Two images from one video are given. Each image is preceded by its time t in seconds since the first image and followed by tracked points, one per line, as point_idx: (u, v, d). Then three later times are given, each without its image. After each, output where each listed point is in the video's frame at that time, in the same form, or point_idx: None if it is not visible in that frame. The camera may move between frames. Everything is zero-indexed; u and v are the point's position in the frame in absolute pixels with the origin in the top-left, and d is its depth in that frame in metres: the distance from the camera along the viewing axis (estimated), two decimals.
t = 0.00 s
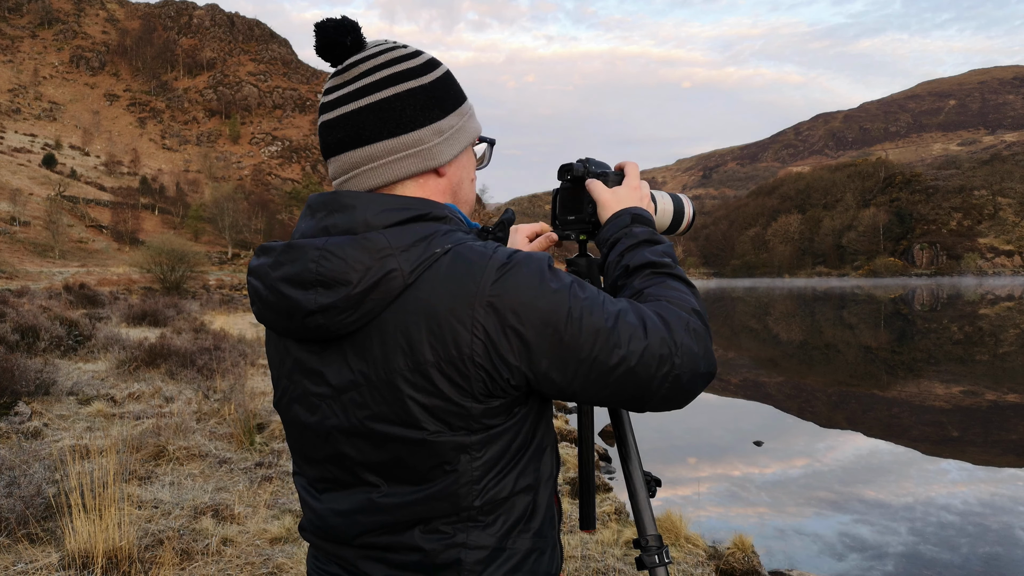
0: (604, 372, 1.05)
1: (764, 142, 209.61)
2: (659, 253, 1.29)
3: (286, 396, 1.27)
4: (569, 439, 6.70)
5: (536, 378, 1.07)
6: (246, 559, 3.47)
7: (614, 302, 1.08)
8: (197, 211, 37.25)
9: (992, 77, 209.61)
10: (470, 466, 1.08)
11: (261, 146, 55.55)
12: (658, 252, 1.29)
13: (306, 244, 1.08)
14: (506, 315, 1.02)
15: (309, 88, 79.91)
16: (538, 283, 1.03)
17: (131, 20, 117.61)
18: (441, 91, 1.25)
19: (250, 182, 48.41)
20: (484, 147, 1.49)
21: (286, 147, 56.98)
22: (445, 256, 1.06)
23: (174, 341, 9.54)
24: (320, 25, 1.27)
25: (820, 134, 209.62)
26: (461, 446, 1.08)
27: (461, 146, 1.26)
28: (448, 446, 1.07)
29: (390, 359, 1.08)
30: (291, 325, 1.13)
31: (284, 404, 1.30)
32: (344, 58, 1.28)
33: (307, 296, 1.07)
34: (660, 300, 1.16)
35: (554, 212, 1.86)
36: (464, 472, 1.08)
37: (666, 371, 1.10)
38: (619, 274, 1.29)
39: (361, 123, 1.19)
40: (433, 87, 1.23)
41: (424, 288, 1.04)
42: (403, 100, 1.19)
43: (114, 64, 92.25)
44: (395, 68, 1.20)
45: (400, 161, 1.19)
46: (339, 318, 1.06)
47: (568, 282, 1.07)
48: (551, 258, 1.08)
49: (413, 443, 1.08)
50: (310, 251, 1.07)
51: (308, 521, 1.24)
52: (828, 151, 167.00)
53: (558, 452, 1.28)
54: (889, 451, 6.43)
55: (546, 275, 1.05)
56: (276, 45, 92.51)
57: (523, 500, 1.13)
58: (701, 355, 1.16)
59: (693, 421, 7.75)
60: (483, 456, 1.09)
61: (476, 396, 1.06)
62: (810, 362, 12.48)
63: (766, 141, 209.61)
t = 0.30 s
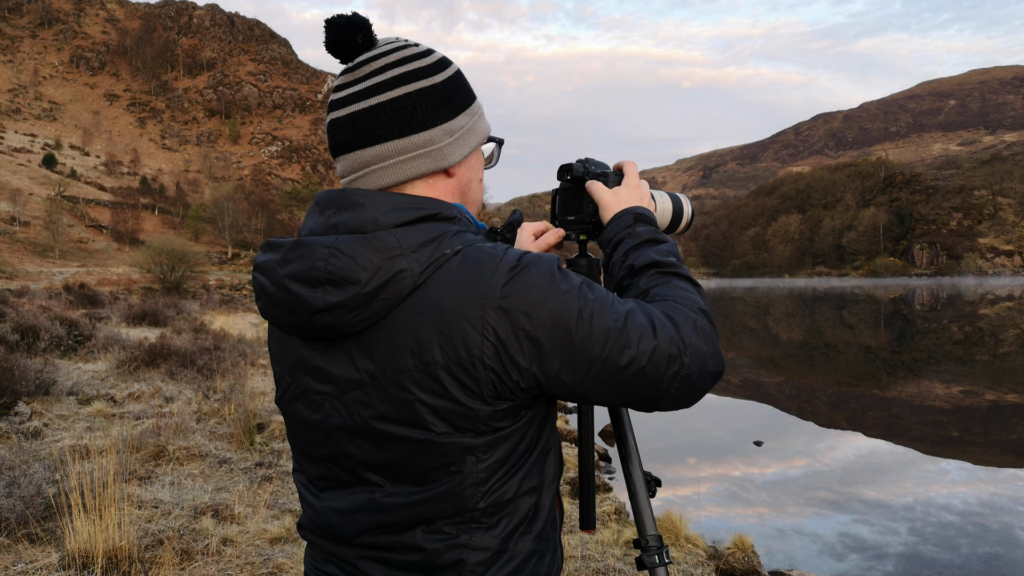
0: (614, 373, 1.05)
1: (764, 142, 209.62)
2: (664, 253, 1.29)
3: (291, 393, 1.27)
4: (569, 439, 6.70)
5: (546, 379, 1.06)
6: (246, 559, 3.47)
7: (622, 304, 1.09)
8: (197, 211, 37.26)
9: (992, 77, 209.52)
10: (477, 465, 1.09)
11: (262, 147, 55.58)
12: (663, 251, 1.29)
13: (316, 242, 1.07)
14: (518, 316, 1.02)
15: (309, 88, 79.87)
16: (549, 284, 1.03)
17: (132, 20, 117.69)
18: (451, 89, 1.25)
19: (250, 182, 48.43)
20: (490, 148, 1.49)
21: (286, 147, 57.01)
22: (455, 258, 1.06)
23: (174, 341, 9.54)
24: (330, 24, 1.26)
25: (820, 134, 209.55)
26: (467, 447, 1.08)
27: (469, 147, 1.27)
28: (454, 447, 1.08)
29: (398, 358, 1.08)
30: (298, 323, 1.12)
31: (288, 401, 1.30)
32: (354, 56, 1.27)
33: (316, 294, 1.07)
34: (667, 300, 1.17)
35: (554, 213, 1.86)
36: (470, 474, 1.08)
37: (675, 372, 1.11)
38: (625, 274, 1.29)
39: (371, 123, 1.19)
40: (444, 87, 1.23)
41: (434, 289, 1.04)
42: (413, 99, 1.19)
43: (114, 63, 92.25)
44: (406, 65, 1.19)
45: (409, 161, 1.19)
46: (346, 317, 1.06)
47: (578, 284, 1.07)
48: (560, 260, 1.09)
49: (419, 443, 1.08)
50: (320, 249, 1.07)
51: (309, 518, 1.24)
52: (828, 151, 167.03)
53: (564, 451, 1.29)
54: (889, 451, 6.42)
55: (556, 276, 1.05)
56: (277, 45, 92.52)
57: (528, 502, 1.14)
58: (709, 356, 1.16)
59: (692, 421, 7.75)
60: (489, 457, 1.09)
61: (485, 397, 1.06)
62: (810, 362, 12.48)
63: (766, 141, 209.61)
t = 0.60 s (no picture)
0: (626, 374, 1.06)
1: (764, 142, 209.63)
2: (669, 252, 1.29)
3: (296, 395, 1.26)
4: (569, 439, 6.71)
5: (560, 380, 1.06)
6: (246, 559, 3.47)
7: (635, 304, 1.09)
8: (197, 211, 37.24)
9: (992, 77, 209.50)
10: (488, 468, 1.09)
11: (262, 147, 55.56)
12: (666, 250, 1.29)
13: (327, 242, 1.07)
14: (531, 319, 1.02)
15: (309, 88, 79.89)
16: (563, 285, 1.03)
17: (131, 19, 117.59)
18: (459, 89, 1.25)
19: (250, 183, 48.40)
20: (495, 146, 1.49)
21: (286, 147, 57.02)
22: (468, 258, 1.07)
23: (174, 341, 9.54)
24: (337, 22, 1.25)
25: (820, 134, 209.50)
26: (479, 448, 1.08)
27: (477, 147, 1.27)
28: (466, 449, 1.08)
29: (411, 359, 1.07)
30: (308, 323, 1.12)
31: (292, 401, 1.29)
32: (361, 53, 1.26)
33: (327, 296, 1.06)
34: (673, 299, 1.17)
35: (553, 212, 1.86)
36: (481, 475, 1.09)
37: (686, 372, 1.11)
38: (630, 274, 1.29)
39: (379, 123, 1.18)
40: (453, 86, 1.23)
41: (448, 291, 1.04)
42: (422, 99, 1.19)
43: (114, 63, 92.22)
44: (415, 65, 1.20)
45: (417, 162, 1.19)
46: (359, 318, 1.06)
47: (590, 285, 1.07)
48: (574, 259, 1.09)
49: (430, 446, 1.08)
50: (331, 249, 1.06)
51: (315, 520, 1.24)
52: (828, 151, 167.08)
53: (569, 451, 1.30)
54: (889, 451, 6.42)
55: (569, 279, 1.06)
56: (277, 45, 92.54)
57: (538, 502, 1.16)
58: (717, 354, 1.17)
59: (692, 421, 7.75)
60: (501, 458, 1.10)
61: (498, 401, 1.07)
62: (810, 362, 12.48)
63: (766, 141, 209.62)
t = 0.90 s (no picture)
0: (636, 374, 1.06)
1: (764, 142, 209.54)
2: (673, 252, 1.29)
3: (303, 397, 1.26)
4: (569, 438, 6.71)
5: (572, 380, 1.06)
6: (246, 559, 3.47)
7: (642, 306, 1.09)
8: (197, 211, 37.24)
9: (992, 77, 209.50)
10: (500, 468, 1.09)
11: (262, 147, 55.44)
12: (672, 251, 1.29)
13: (338, 243, 1.07)
14: (545, 322, 1.02)
15: (310, 88, 79.83)
16: (574, 286, 1.03)
17: (132, 20, 117.66)
18: (464, 90, 1.25)
19: (250, 183, 48.41)
20: (498, 145, 1.49)
21: (286, 147, 57.03)
22: (479, 258, 1.07)
23: (174, 341, 9.54)
24: (342, 20, 1.25)
25: (820, 134, 209.37)
26: (490, 450, 1.08)
27: (483, 146, 1.27)
28: (477, 450, 1.08)
29: (422, 360, 1.08)
30: (319, 324, 1.12)
31: (298, 403, 1.29)
32: (367, 53, 1.27)
33: (338, 297, 1.06)
34: (680, 301, 1.17)
35: (553, 214, 1.88)
36: (493, 475, 1.09)
37: (695, 372, 1.11)
38: (634, 274, 1.29)
39: (387, 121, 1.18)
40: (459, 85, 1.23)
41: (461, 292, 1.04)
42: (429, 100, 1.19)
43: (114, 63, 92.11)
44: (422, 64, 1.20)
45: (426, 162, 1.19)
46: (370, 319, 1.05)
47: (600, 285, 1.07)
48: (583, 260, 1.09)
49: (442, 448, 1.08)
50: (342, 250, 1.06)
51: (322, 522, 1.24)
52: (828, 151, 167.00)
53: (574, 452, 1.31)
54: (889, 451, 6.43)
55: (580, 279, 1.06)
56: (277, 45, 92.56)
57: (547, 503, 1.16)
58: (725, 354, 1.17)
59: (692, 421, 7.75)
60: (512, 459, 1.10)
61: (510, 401, 1.07)
62: (810, 362, 12.48)
63: (766, 141, 209.55)
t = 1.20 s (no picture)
0: (642, 375, 1.06)
1: (764, 142, 209.56)
2: (674, 253, 1.29)
3: (309, 396, 1.26)
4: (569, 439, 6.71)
5: (577, 381, 1.07)
6: (246, 559, 3.47)
7: (648, 306, 1.09)
8: (197, 211, 37.25)
9: (992, 77, 209.50)
10: (506, 470, 1.09)
11: (262, 148, 55.09)
12: (673, 251, 1.29)
13: (343, 245, 1.06)
14: (551, 323, 1.02)
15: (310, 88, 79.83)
16: (578, 289, 1.04)
17: (132, 20, 117.64)
18: (467, 91, 1.25)
19: (250, 183, 48.41)
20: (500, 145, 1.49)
21: (286, 147, 57.03)
22: (484, 259, 1.06)
23: (174, 341, 9.55)
24: (344, 22, 1.25)
25: (820, 134, 209.37)
26: (497, 451, 1.08)
27: (485, 147, 1.27)
28: (484, 452, 1.08)
29: (428, 363, 1.08)
30: (325, 327, 1.11)
31: (305, 404, 1.29)
32: (369, 53, 1.26)
33: (345, 299, 1.06)
34: (685, 301, 1.17)
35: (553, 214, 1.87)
36: (499, 479, 1.09)
37: (699, 371, 1.12)
38: (637, 275, 1.28)
39: (391, 122, 1.18)
40: (462, 86, 1.24)
41: (466, 293, 1.04)
42: (432, 100, 1.19)
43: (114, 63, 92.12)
44: (424, 65, 1.20)
45: (430, 162, 1.19)
46: (377, 321, 1.05)
47: (606, 286, 1.07)
48: (589, 261, 1.09)
49: (450, 450, 1.08)
50: (347, 253, 1.05)
51: (328, 526, 1.24)
52: (827, 151, 166.97)
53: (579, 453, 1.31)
54: (889, 451, 6.43)
55: (584, 280, 1.06)
56: (277, 45, 92.60)
57: (553, 505, 1.16)
58: (732, 357, 1.17)
59: (692, 421, 7.75)
60: (518, 460, 1.10)
61: (516, 402, 1.07)
62: (810, 362, 12.48)
63: (766, 141, 209.57)
